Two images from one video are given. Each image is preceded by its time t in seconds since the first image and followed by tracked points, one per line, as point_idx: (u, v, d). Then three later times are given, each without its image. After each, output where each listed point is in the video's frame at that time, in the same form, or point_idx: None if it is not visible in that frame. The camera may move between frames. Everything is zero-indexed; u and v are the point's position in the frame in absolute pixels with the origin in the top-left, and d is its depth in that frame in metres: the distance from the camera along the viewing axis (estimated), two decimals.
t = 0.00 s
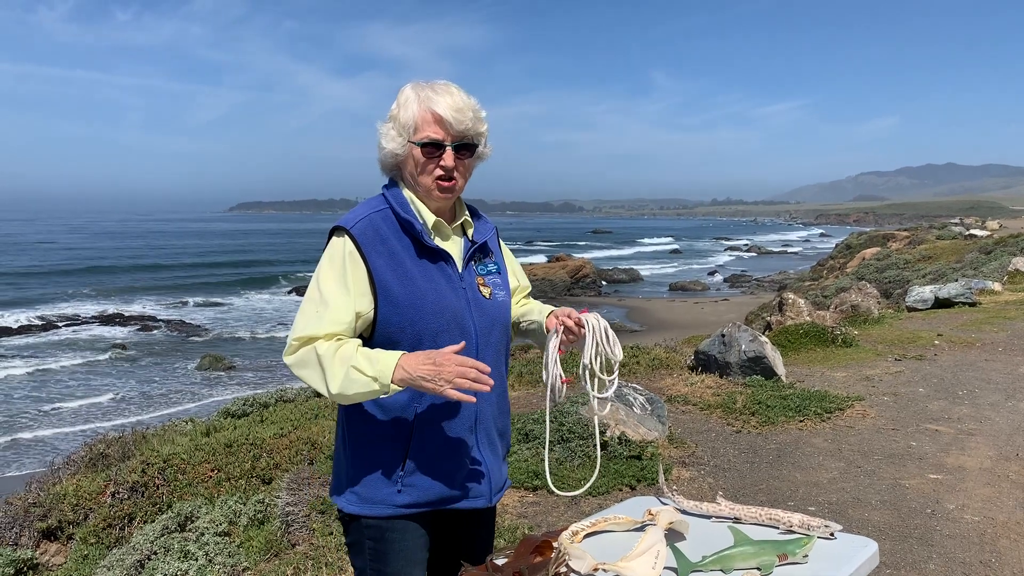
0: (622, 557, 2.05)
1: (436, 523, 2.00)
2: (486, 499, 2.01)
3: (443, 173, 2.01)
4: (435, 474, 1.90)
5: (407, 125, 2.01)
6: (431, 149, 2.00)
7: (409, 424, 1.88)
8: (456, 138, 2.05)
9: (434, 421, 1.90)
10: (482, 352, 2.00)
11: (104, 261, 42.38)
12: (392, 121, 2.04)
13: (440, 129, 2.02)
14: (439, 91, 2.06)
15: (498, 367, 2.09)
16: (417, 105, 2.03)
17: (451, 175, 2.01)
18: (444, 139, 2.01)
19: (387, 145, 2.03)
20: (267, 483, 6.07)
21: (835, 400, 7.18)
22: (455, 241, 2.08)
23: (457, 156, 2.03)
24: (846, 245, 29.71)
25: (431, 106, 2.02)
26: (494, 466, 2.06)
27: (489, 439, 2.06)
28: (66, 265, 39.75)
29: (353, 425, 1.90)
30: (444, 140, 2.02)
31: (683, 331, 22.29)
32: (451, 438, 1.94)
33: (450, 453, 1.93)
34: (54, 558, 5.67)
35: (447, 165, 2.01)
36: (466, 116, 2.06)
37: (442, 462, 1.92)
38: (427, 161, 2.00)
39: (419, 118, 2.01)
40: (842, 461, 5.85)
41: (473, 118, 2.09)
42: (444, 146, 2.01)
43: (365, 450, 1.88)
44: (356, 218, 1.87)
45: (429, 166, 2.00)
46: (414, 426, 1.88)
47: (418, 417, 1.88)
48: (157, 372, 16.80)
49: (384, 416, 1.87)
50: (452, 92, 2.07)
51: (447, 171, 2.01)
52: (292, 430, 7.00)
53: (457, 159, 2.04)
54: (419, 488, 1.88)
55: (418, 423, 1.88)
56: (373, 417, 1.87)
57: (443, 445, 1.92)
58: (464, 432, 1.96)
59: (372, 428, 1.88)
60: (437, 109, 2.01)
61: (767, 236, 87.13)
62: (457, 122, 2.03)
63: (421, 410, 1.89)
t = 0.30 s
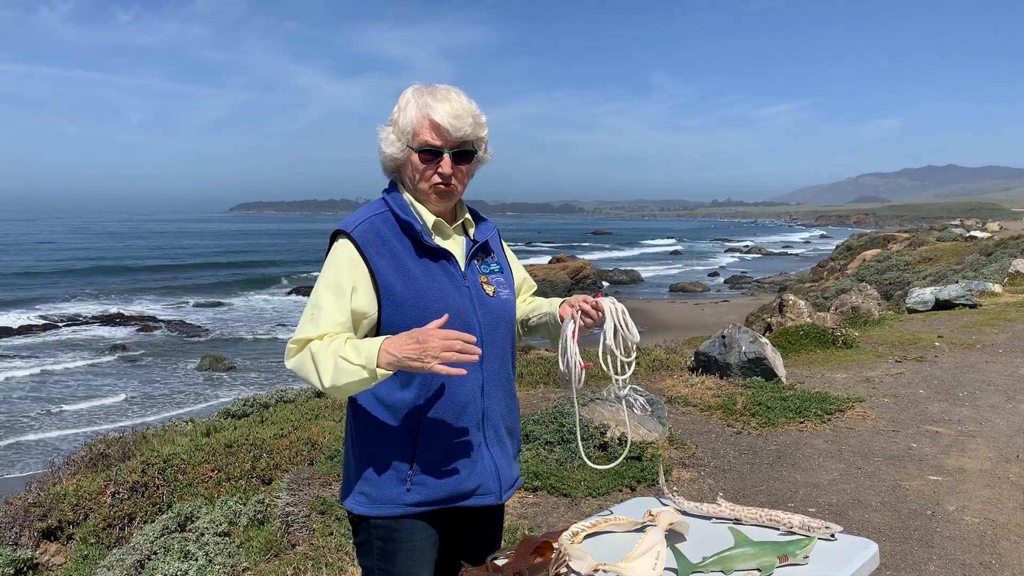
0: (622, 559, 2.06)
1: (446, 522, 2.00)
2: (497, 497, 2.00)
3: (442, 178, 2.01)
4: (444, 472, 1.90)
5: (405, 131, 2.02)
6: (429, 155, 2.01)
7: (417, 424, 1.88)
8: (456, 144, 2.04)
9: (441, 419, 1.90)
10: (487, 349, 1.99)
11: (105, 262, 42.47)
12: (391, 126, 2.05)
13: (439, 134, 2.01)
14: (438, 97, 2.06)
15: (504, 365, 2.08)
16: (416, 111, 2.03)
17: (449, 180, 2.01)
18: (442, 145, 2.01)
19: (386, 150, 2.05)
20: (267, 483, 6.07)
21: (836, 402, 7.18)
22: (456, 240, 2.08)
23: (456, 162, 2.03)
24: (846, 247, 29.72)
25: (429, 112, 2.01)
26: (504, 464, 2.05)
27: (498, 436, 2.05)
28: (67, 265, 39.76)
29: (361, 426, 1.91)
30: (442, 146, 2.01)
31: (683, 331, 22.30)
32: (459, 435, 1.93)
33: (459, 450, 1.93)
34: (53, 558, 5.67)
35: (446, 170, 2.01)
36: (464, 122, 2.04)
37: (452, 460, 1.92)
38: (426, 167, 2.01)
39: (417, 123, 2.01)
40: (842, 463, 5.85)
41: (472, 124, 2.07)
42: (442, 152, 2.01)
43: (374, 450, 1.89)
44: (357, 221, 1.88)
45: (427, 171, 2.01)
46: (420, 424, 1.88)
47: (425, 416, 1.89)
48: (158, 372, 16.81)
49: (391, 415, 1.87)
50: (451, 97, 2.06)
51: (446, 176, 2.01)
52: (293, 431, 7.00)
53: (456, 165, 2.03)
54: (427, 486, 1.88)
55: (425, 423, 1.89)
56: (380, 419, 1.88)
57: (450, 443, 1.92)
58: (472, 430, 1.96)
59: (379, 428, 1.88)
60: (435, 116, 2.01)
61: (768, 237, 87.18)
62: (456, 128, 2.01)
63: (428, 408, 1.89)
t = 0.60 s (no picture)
0: (622, 558, 2.06)
1: (452, 523, 2.00)
2: (501, 498, 2.00)
3: (442, 182, 2.02)
4: (448, 472, 1.90)
5: (407, 134, 2.02)
6: (430, 158, 2.01)
7: (421, 425, 1.88)
8: (457, 148, 2.04)
9: (444, 420, 1.90)
10: (490, 351, 1.99)
11: (105, 261, 42.45)
12: (394, 130, 2.05)
13: (440, 138, 2.01)
14: (441, 101, 2.06)
15: (506, 366, 2.08)
16: (417, 115, 2.04)
17: (449, 183, 2.01)
18: (443, 149, 2.01)
19: (388, 153, 2.04)
20: (266, 483, 6.07)
21: (835, 402, 7.18)
22: (457, 242, 2.07)
23: (456, 165, 2.03)
24: (846, 247, 29.71)
25: (431, 116, 2.02)
26: (507, 465, 2.05)
27: (501, 437, 2.05)
28: (66, 265, 39.69)
29: (366, 426, 1.90)
30: (443, 149, 2.01)
31: (683, 332, 22.29)
32: (461, 435, 1.93)
33: (463, 451, 1.93)
34: (53, 557, 5.68)
35: (446, 174, 2.01)
36: (465, 127, 2.04)
37: (455, 462, 1.91)
38: (427, 169, 2.01)
39: (419, 127, 2.02)
40: (842, 463, 5.85)
41: (473, 129, 2.08)
42: (443, 156, 2.01)
43: (378, 452, 1.89)
44: (358, 224, 1.88)
45: (428, 174, 2.01)
46: (424, 425, 1.88)
47: (428, 416, 1.89)
48: (157, 372, 16.80)
49: (394, 416, 1.87)
50: (454, 102, 2.07)
51: (446, 179, 2.02)
52: (292, 431, 7.00)
53: (456, 168, 2.03)
54: (430, 487, 1.88)
55: (428, 424, 1.89)
56: (384, 420, 1.88)
57: (453, 444, 1.92)
58: (476, 430, 1.95)
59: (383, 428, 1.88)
60: (436, 120, 2.02)
61: (767, 237, 87.22)
62: (457, 133, 2.02)
63: (430, 409, 1.89)
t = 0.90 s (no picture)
0: (623, 558, 2.06)
1: (456, 524, 2.00)
2: (502, 497, 2.00)
3: (443, 180, 2.02)
4: (450, 473, 1.90)
5: (412, 130, 2.02)
6: (432, 155, 2.01)
7: (422, 425, 1.88)
8: (458, 146, 2.04)
9: (445, 420, 1.90)
10: (491, 352, 1.99)
11: (104, 262, 42.43)
12: (399, 127, 2.05)
13: (444, 136, 2.02)
14: (445, 100, 2.07)
15: (507, 366, 2.07)
16: (423, 111, 2.04)
17: (450, 181, 2.02)
18: (447, 145, 2.01)
19: (393, 148, 2.05)
20: (267, 483, 6.08)
21: (836, 402, 7.18)
22: (459, 243, 2.08)
23: (457, 163, 2.03)
24: (846, 247, 29.70)
25: (435, 114, 2.02)
26: (509, 466, 2.05)
27: (503, 437, 2.04)
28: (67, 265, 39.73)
29: (368, 429, 1.90)
30: (445, 147, 2.02)
31: (683, 332, 22.28)
32: (463, 435, 1.92)
33: (464, 451, 1.93)
34: (53, 557, 5.69)
35: (447, 171, 2.02)
36: (469, 126, 2.04)
37: (456, 462, 1.91)
38: (428, 167, 2.02)
39: (423, 124, 2.02)
40: (842, 463, 5.85)
41: (477, 127, 2.08)
42: (445, 152, 2.01)
43: (379, 454, 1.89)
44: (360, 225, 1.88)
45: (429, 171, 2.02)
46: (426, 426, 1.88)
47: (430, 416, 1.88)
48: (157, 372, 16.80)
49: (396, 417, 1.88)
50: (459, 101, 2.07)
51: (447, 177, 2.02)
52: (293, 431, 7.00)
53: (457, 165, 2.03)
54: (433, 487, 1.88)
55: (430, 424, 1.89)
56: (387, 423, 1.88)
57: (454, 445, 1.91)
58: (477, 430, 1.95)
59: (385, 429, 1.88)
60: (441, 117, 2.02)
61: (767, 237, 87.23)
62: (460, 130, 2.02)
63: (431, 409, 1.89)
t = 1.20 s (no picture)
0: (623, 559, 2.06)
1: (457, 527, 2.00)
2: (499, 502, 1.99)
3: (450, 182, 2.02)
4: (448, 476, 1.90)
5: (419, 133, 2.03)
6: (438, 158, 2.01)
7: (422, 428, 1.89)
8: (464, 148, 2.05)
9: (445, 425, 1.90)
10: (492, 356, 1.99)
11: (105, 263, 42.46)
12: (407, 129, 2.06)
13: (449, 138, 2.02)
14: (452, 103, 2.07)
15: (508, 371, 2.07)
16: (429, 115, 2.05)
17: (456, 184, 2.02)
18: (452, 148, 2.02)
19: (400, 152, 2.06)
20: (268, 484, 6.08)
21: (836, 402, 7.18)
22: (464, 248, 2.08)
23: (464, 165, 2.03)
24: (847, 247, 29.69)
25: (441, 117, 2.03)
26: (507, 471, 2.05)
27: (502, 442, 2.05)
28: (68, 266, 39.83)
29: (371, 431, 1.91)
30: (451, 149, 2.02)
31: (684, 332, 22.27)
32: (462, 440, 1.93)
33: (463, 456, 1.93)
34: (55, 558, 5.70)
35: (453, 174, 2.02)
36: (474, 128, 2.04)
37: (455, 466, 1.91)
38: (434, 170, 2.02)
39: (429, 127, 2.03)
40: (843, 463, 5.85)
41: (483, 130, 2.08)
42: (450, 154, 2.01)
43: (381, 454, 1.91)
44: (367, 225, 1.88)
45: (436, 174, 2.02)
46: (426, 429, 1.89)
47: (430, 419, 1.89)
48: (158, 374, 16.80)
49: (397, 419, 1.88)
50: (464, 104, 2.08)
51: (453, 179, 2.02)
52: (294, 431, 7.01)
53: (463, 167, 2.03)
54: (431, 490, 1.89)
55: (429, 427, 1.89)
56: (387, 425, 1.89)
57: (453, 449, 1.92)
58: (476, 436, 1.95)
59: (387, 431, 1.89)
60: (446, 120, 2.02)
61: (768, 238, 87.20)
62: (465, 133, 2.02)
63: (431, 413, 1.89)
